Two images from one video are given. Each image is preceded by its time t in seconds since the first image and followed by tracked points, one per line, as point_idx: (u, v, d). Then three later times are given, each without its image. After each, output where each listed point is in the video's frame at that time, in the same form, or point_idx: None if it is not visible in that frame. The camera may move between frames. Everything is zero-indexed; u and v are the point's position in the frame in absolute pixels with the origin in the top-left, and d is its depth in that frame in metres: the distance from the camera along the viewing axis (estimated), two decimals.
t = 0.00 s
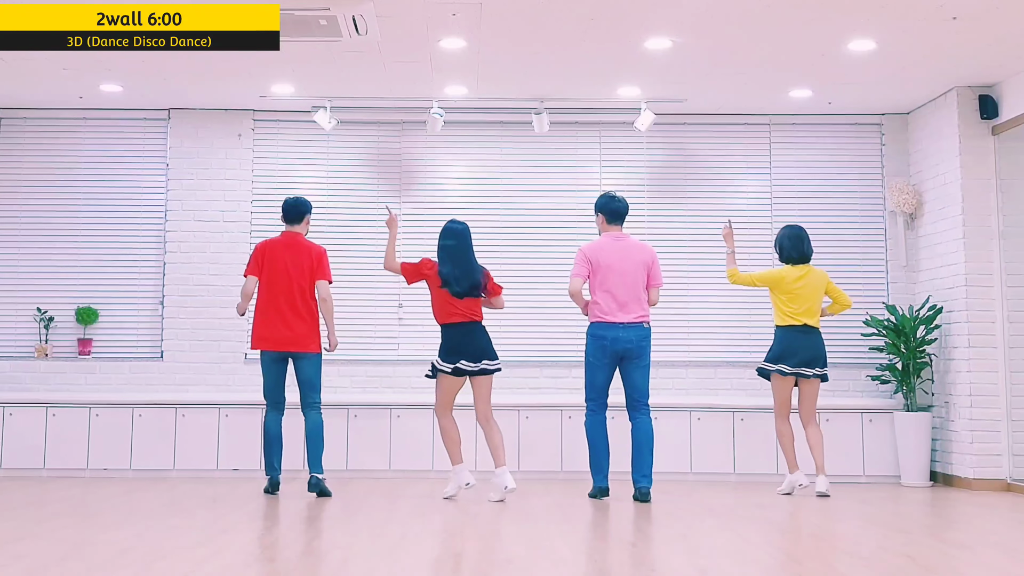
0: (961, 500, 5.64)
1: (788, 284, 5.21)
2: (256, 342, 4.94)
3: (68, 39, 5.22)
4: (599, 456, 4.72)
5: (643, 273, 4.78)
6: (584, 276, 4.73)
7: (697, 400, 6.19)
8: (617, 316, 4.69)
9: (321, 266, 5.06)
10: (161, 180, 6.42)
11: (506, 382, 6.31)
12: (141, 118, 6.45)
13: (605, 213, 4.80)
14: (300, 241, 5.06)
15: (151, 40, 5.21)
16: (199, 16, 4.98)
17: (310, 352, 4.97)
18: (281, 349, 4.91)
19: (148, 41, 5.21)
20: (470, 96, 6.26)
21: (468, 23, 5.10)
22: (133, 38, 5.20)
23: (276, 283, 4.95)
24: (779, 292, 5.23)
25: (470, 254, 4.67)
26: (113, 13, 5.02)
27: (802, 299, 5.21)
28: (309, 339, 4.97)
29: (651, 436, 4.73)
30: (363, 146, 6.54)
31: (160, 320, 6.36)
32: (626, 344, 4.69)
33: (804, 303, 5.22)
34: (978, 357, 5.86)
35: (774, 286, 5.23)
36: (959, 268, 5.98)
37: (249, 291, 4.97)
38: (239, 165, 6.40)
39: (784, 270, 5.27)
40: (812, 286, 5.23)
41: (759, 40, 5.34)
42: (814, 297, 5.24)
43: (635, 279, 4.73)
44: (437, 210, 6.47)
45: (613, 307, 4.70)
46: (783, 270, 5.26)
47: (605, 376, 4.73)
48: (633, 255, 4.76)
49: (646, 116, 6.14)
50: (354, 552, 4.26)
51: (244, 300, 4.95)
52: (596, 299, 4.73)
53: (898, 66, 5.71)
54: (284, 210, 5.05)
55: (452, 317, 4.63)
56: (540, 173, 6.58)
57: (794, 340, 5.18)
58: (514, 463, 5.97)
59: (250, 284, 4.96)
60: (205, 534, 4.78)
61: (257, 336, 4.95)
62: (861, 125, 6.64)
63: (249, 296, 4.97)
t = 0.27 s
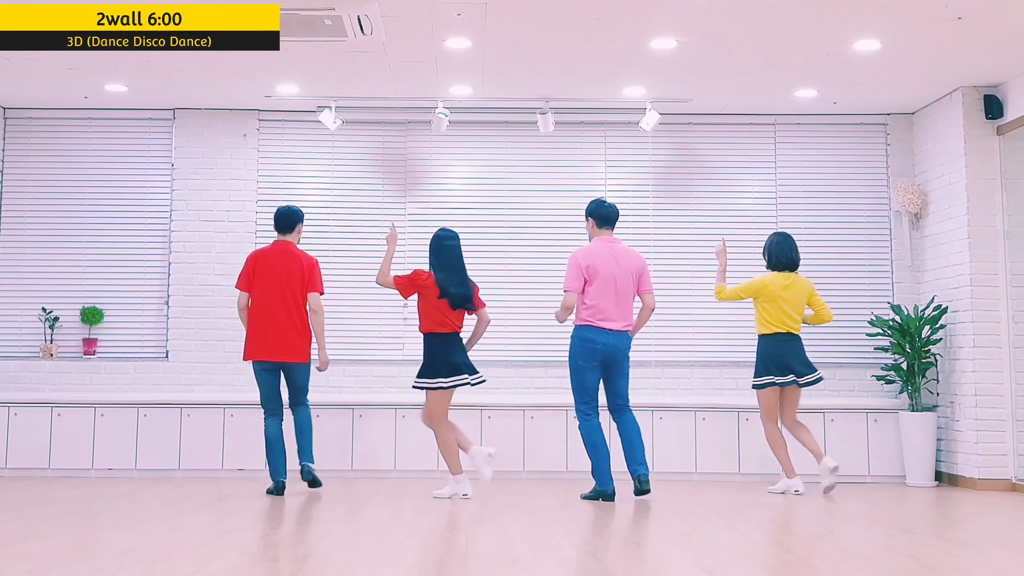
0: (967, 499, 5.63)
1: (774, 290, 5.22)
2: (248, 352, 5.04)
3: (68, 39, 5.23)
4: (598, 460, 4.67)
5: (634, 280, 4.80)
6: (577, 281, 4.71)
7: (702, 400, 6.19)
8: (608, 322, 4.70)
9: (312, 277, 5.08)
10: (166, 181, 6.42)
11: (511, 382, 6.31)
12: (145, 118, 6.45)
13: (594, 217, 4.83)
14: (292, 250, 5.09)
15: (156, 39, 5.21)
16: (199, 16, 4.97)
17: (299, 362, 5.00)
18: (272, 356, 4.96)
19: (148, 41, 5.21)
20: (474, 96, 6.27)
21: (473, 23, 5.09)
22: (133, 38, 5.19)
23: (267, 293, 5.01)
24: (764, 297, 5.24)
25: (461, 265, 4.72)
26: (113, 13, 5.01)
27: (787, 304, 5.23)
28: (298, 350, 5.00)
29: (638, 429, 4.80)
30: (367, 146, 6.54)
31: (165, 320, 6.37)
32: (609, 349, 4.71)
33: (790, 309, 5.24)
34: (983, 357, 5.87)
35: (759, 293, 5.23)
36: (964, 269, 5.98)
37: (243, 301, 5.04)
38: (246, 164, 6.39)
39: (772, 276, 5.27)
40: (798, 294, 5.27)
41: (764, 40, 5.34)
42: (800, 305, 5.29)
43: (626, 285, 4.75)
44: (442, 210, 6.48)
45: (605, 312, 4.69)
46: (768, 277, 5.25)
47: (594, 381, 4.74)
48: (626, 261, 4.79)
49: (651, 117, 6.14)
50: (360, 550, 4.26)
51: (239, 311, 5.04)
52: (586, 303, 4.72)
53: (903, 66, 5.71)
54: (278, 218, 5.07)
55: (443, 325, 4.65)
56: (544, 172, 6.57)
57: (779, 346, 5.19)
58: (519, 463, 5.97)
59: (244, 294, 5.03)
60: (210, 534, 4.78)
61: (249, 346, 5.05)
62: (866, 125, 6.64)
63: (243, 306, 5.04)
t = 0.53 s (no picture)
0: (972, 498, 5.63)
1: (754, 287, 5.25)
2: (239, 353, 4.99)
3: (67, 39, 5.22)
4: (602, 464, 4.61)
5: (621, 272, 4.76)
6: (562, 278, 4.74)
7: (707, 400, 6.19)
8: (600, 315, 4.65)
9: (306, 280, 5.03)
10: (171, 181, 6.43)
11: (516, 382, 6.32)
12: (150, 118, 6.46)
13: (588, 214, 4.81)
14: (286, 254, 5.03)
15: (161, 39, 5.21)
16: (199, 16, 4.95)
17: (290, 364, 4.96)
18: (264, 357, 4.91)
19: (148, 41, 5.20)
20: (479, 96, 6.27)
21: (478, 23, 5.09)
22: (133, 39, 5.18)
23: (259, 294, 4.96)
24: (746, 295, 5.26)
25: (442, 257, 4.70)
26: (113, 13, 5.00)
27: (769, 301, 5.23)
28: (289, 352, 4.96)
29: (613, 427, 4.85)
30: (372, 146, 6.55)
31: (170, 320, 6.37)
32: (612, 345, 4.67)
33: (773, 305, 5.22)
34: (987, 357, 5.87)
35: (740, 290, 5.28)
36: (969, 269, 5.98)
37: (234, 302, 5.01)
38: (251, 165, 6.41)
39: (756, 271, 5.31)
40: (782, 289, 5.24)
41: (769, 41, 5.34)
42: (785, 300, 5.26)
43: (613, 277, 4.72)
44: (447, 210, 6.50)
45: (594, 306, 4.66)
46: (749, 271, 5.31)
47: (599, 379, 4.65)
48: (612, 253, 4.76)
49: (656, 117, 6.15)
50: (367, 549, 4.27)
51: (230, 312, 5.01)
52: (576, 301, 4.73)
53: (908, 66, 5.71)
54: (271, 220, 5.03)
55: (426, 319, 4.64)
56: (549, 172, 6.58)
57: (763, 341, 5.19)
58: (524, 463, 5.97)
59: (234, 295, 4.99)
60: (216, 533, 4.79)
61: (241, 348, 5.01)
62: (870, 125, 6.64)
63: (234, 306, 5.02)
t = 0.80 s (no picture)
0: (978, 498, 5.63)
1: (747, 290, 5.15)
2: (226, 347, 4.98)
3: (68, 39, 5.21)
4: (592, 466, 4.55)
5: (617, 282, 4.70)
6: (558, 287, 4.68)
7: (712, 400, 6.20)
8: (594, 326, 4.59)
9: (299, 275, 5.07)
10: (176, 181, 6.44)
11: (521, 382, 6.33)
12: (155, 118, 6.48)
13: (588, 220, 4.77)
14: (277, 250, 5.08)
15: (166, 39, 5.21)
16: (198, 16, 4.95)
17: (280, 358, 4.98)
18: (254, 352, 4.92)
19: (149, 41, 5.19)
20: (484, 96, 6.27)
21: (483, 23, 5.08)
22: (133, 39, 5.17)
23: (252, 289, 4.95)
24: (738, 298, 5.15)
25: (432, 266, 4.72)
26: (113, 13, 4.99)
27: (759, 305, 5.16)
28: (281, 348, 4.99)
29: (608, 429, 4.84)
30: (377, 146, 6.57)
31: (175, 320, 6.38)
32: (612, 353, 4.62)
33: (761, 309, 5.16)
34: (992, 357, 5.87)
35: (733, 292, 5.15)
36: (974, 269, 5.97)
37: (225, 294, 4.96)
38: (257, 165, 6.44)
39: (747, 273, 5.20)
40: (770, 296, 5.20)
41: (774, 41, 5.34)
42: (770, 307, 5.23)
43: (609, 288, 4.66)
44: (452, 210, 6.52)
45: (588, 315, 4.61)
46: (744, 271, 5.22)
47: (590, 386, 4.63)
48: (608, 263, 4.70)
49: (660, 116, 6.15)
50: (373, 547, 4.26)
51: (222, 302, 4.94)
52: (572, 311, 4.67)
53: (912, 66, 5.71)
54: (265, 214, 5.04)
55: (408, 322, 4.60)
56: (553, 172, 6.59)
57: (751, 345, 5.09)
58: (530, 463, 5.97)
59: (225, 288, 4.95)
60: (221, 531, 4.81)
61: (229, 343, 4.99)
62: (875, 125, 6.64)
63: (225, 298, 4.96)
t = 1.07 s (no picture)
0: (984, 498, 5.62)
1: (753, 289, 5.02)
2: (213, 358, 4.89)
3: (67, 39, 5.21)
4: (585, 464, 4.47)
5: (625, 278, 4.65)
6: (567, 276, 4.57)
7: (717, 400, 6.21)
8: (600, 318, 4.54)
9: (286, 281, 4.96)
10: (181, 181, 6.46)
11: (526, 382, 6.34)
12: (161, 118, 6.50)
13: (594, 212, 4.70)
14: (265, 255, 4.97)
15: (171, 38, 5.21)
16: (198, 16, 4.95)
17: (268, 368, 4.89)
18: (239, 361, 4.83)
19: (148, 41, 5.19)
20: (489, 96, 6.28)
21: (488, 23, 5.07)
22: (133, 39, 5.17)
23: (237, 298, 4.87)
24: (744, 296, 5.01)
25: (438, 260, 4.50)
26: (113, 13, 4.99)
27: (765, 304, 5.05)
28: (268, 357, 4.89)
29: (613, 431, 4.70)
30: (382, 146, 6.58)
31: (180, 320, 6.40)
32: (604, 350, 4.53)
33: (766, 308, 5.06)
34: (997, 357, 5.86)
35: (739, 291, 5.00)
36: (979, 269, 5.97)
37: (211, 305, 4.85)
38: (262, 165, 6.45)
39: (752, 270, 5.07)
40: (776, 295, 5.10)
41: (779, 41, 5.34)
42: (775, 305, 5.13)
43: (617, 280, 4.62)
44: (457, 210, 6.53)
45: (595, 306, 4.55)
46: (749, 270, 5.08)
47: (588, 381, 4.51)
48: (617, 255, 4.66)
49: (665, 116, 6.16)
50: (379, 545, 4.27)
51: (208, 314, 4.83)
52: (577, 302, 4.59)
53: (916, 66, 5.71)
54: (252, 221, 4.94)
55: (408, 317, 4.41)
56: (558, 172, 6.60)
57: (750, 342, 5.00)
58: (535, 463, 5.97)
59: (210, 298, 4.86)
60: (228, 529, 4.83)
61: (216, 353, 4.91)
62: (880, 125, 6.65)
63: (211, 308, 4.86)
